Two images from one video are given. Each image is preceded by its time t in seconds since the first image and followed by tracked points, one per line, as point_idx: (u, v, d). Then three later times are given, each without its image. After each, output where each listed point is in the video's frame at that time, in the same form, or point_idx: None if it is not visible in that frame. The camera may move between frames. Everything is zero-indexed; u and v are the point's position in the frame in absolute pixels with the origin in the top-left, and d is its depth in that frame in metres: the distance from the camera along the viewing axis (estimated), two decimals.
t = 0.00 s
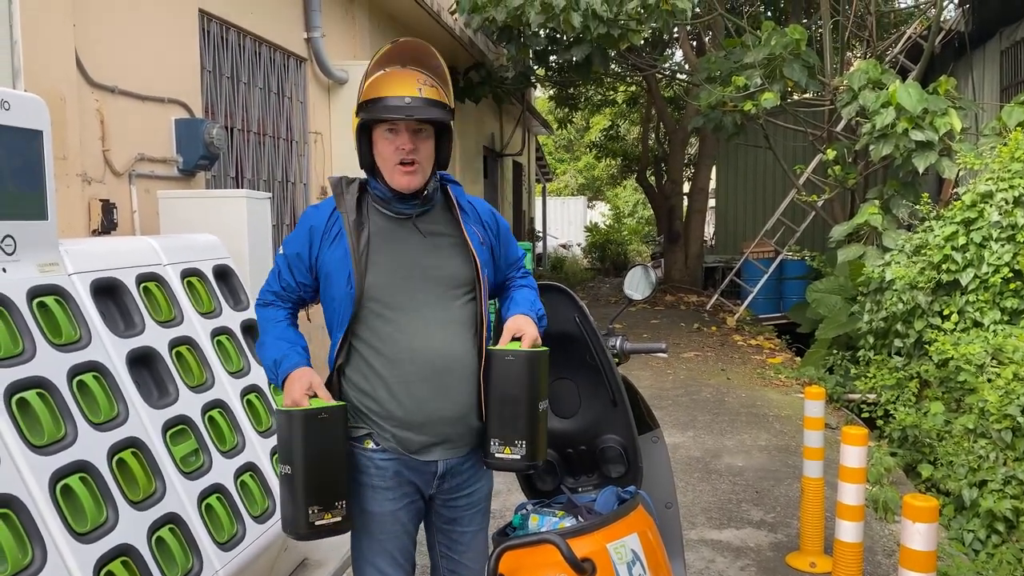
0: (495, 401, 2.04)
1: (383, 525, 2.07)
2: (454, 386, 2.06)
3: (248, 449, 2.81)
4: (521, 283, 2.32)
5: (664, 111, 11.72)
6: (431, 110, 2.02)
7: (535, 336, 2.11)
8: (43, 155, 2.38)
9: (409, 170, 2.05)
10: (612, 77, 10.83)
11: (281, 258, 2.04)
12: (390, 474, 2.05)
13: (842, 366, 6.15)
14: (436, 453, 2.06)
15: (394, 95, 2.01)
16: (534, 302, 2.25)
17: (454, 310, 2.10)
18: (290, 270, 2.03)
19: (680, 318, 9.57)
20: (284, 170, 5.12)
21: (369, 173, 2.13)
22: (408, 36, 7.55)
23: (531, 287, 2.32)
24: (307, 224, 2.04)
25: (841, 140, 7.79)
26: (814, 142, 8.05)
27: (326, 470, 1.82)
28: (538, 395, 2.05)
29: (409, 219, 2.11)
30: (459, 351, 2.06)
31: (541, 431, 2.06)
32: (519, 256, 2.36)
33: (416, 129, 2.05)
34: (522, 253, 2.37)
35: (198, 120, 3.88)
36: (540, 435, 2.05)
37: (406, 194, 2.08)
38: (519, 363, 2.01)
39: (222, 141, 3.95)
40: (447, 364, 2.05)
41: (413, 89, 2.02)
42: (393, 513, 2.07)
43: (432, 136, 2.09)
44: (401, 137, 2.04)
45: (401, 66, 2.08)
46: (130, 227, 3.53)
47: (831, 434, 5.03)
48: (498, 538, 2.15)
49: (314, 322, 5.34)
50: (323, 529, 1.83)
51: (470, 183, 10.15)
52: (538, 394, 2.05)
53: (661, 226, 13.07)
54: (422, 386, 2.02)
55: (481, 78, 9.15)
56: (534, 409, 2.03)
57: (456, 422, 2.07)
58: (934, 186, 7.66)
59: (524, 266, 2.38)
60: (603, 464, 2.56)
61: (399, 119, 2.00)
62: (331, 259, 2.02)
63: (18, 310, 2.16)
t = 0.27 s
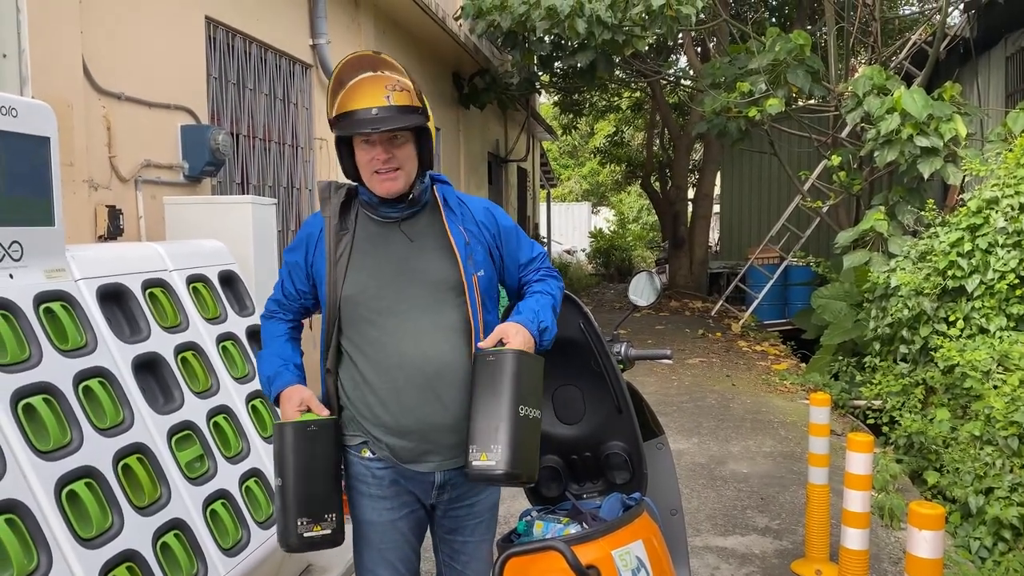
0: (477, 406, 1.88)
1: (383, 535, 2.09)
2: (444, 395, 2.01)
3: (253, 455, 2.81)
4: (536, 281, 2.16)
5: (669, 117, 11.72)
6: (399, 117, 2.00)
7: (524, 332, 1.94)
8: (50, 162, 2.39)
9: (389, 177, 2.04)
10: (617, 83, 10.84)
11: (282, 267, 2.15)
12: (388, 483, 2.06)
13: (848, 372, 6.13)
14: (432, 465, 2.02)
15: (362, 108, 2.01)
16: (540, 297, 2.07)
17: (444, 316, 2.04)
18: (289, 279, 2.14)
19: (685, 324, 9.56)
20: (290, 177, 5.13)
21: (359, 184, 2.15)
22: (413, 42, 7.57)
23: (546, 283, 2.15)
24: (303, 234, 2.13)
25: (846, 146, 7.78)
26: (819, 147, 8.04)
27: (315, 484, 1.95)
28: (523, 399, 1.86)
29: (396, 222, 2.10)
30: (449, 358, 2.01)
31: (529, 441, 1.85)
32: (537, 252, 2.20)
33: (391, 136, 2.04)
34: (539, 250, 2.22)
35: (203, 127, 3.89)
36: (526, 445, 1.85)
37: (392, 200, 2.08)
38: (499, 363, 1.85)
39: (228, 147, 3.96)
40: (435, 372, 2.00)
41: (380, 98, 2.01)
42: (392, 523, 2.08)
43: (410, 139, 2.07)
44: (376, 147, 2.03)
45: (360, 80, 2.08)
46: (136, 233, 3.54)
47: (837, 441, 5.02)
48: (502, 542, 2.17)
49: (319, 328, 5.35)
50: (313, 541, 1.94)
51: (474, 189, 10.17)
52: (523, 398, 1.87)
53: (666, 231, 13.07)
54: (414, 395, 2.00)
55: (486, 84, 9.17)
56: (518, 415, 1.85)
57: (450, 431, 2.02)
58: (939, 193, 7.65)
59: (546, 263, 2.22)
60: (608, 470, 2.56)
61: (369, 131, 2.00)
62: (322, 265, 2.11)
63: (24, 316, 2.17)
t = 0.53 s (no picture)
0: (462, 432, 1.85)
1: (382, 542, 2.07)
2: (436, 404, 2.00)
3: (259, 459, 2.82)
4: (543, 295, 2.08)
5: (675, 121, 11.72)
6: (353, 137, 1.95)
7: (514, 354, 1.88)
8: (58, 167, 2.40)
9: (365, 191, 2.02)
10: (622, 88, 10.84)
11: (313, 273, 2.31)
12: (388, 489, 2.06)
13: (854, 377, 6.11)
14: (426, 474, 2.02)
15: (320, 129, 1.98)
16: (540, 313, 2.00)
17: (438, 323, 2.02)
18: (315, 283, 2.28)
19: (690, 329, 9.54)
20: (296, 181, 5.15)
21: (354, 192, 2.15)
22: (419, 48, 7.59)
23: (552, 298, 2.07)
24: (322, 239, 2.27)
25: (852, 150, 7.76)
26: (825, 152, 8.03)
27: (312, 493, 2.08)
28: (509, 430, 1.84)
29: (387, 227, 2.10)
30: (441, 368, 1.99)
31: (509, 472, 1.85)
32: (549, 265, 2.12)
33: (359, 150, 1.99)
34: (552, 262, 2.13)
35: (210, 132, 3.91)
36: (506, 477, 1.84)
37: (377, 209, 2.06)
38: (487, 393, 1.81)
39: (235, 152, 3.97)
40: (427, 381, 2.00)
41: (336, 118, 1.97)
42: (392, 529, 2.06)
43: (381, 150, 2.01)
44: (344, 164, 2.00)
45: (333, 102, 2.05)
46: (143, 238, 3.55)
47: (843, 446, 5.00)
48: (506, 548, 2.18)
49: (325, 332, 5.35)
50: (302, 542, 2.09)
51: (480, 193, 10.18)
52: (509, 431, 1.84)
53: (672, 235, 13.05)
54: (408, 403, 2.01)
55: (492, 89, 9.19)
56: (501, 448, 1.82)
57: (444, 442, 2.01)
58: (946, 197, 7.63)
59: (558, 277, 2.13)
60: (613, 476, 2.56)
61: (331, 152, 1.96)
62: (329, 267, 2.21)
63: (32, 320, 2.18)
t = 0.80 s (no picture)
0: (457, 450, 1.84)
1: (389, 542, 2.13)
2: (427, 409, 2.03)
3: (266, 460, 2.82)
4: (556, 315, 1.98)
5: (683, 124, 11.70)
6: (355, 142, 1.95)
7: (507, 375, 1.83)
8: (67, 169, 2.41)
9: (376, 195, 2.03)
10: (630, 90, 10.84)
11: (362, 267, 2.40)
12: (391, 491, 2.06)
13: (863, 381, 6.08)
14: (408, 476, 2.05)
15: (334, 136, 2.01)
16: (546, 334, 1.91)
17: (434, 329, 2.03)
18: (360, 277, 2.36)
19: (698, 332, 9.52)
20: (304, 184, 5.16)
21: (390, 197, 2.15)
22: (427, 51, 7.59)
23: (565, 319, 1.96)
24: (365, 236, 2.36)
25: (861, 153, 7.74)
26: (834, 155, 8.00)
27: (326, 474, 2.21)
28: (502, 451, 1.82)
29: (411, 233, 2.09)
30: (434, 374, 2.02)
31: (503, 493, 1.84)
32: (568, 283, 2.01)
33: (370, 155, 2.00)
34: (573, 280, 2.01)
35: (218, 135, 3.92)
36: (499, 499, 1.83)
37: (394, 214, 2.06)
38: (478, 414, 1.79)
39: (243, 155, 3.99)
40: (419, 387, 2.03)
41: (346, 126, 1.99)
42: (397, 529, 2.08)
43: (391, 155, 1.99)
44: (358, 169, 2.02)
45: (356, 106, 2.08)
46: (151, 240, 3.57)
47: (851, 450, 4.98)
48: (513, 551, 2.19)
49: (332, 335, 5.36)
50: (312, 518, 2.22)
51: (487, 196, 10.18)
52: (502, 452, 1.82)
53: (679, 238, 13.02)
54: (402, 407, 2.05)
55: (499, 91, 9.19)
56: (494, 469, 1.81)
57: (434, 449, 2.03)
58: (955, 201, 7.59)
59: (579, 295, 2.01)
60: (620, 479, 2.55)
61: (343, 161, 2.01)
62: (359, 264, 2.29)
63: (41, 322, 2.19)
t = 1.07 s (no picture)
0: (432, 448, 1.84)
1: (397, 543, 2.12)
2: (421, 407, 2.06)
3: (274, 460, 2.82)
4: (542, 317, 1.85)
5: (691, 125, 11.69)
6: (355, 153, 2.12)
7: (478, 378, 1.81)
8: (77, 169, 2.43)
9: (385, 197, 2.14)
10: (638, 91, 10.83)
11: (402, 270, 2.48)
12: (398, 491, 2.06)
13: (872, 383, 6.05)
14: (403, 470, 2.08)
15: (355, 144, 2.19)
16: (524, 338, 1.82)
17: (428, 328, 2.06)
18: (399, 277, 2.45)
19: (706, 333, 9.50)
20: (312, 184, 5.17)
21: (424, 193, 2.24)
22: (435, 51, 7.60)
23: (548, 322, 1.82)
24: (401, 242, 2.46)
25: (870, 154, 7.71)
26: (843, 156, 7.98)
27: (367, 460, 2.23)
28: (467, 451, 1.78)
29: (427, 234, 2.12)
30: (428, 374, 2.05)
31: (475, 496, 1.80)
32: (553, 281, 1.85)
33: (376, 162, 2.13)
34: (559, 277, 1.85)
35: (227, 135, 3.93)
36: (468, 501, 1.80)
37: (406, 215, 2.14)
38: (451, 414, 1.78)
39: (251, 156, 4.00)
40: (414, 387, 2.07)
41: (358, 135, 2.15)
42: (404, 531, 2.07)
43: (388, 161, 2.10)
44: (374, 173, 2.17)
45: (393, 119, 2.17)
46: (161, 241, 3.58)
47: (860, 452, 4.96)
48: (520, 552, 2.18)
49: (340, 335, 5.37)
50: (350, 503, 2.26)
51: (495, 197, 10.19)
52: (468, 452, 1.79)
53: (687, 239, 13.00)
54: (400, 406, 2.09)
55: (508, 92, 9.21)
56: (460, 469, 1.79)
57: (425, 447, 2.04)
58: (965, 202, 7.56)
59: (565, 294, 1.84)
60: (628, 480, 2.55)
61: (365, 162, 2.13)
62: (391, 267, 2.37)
63: (51, 322, 2.20)
